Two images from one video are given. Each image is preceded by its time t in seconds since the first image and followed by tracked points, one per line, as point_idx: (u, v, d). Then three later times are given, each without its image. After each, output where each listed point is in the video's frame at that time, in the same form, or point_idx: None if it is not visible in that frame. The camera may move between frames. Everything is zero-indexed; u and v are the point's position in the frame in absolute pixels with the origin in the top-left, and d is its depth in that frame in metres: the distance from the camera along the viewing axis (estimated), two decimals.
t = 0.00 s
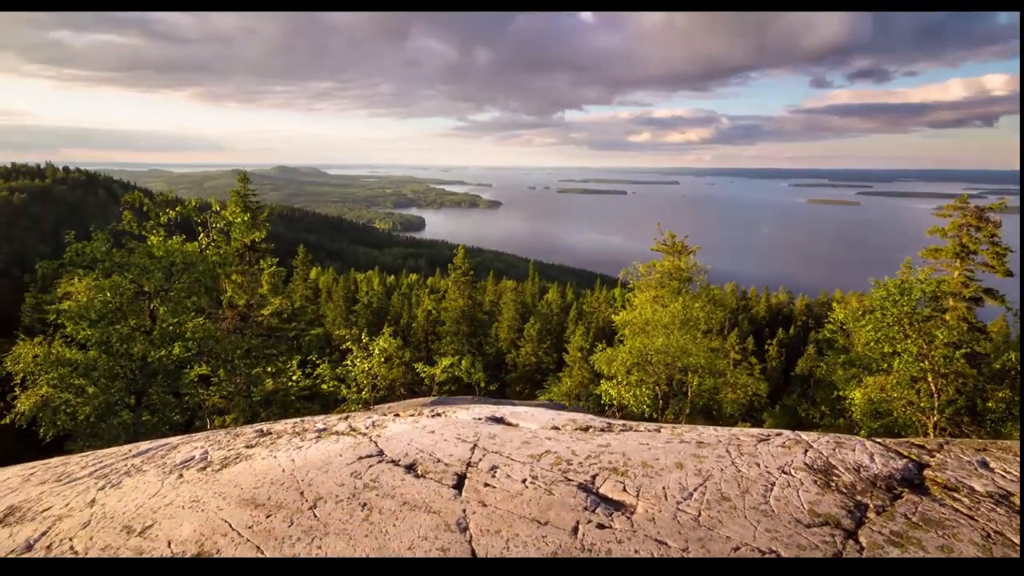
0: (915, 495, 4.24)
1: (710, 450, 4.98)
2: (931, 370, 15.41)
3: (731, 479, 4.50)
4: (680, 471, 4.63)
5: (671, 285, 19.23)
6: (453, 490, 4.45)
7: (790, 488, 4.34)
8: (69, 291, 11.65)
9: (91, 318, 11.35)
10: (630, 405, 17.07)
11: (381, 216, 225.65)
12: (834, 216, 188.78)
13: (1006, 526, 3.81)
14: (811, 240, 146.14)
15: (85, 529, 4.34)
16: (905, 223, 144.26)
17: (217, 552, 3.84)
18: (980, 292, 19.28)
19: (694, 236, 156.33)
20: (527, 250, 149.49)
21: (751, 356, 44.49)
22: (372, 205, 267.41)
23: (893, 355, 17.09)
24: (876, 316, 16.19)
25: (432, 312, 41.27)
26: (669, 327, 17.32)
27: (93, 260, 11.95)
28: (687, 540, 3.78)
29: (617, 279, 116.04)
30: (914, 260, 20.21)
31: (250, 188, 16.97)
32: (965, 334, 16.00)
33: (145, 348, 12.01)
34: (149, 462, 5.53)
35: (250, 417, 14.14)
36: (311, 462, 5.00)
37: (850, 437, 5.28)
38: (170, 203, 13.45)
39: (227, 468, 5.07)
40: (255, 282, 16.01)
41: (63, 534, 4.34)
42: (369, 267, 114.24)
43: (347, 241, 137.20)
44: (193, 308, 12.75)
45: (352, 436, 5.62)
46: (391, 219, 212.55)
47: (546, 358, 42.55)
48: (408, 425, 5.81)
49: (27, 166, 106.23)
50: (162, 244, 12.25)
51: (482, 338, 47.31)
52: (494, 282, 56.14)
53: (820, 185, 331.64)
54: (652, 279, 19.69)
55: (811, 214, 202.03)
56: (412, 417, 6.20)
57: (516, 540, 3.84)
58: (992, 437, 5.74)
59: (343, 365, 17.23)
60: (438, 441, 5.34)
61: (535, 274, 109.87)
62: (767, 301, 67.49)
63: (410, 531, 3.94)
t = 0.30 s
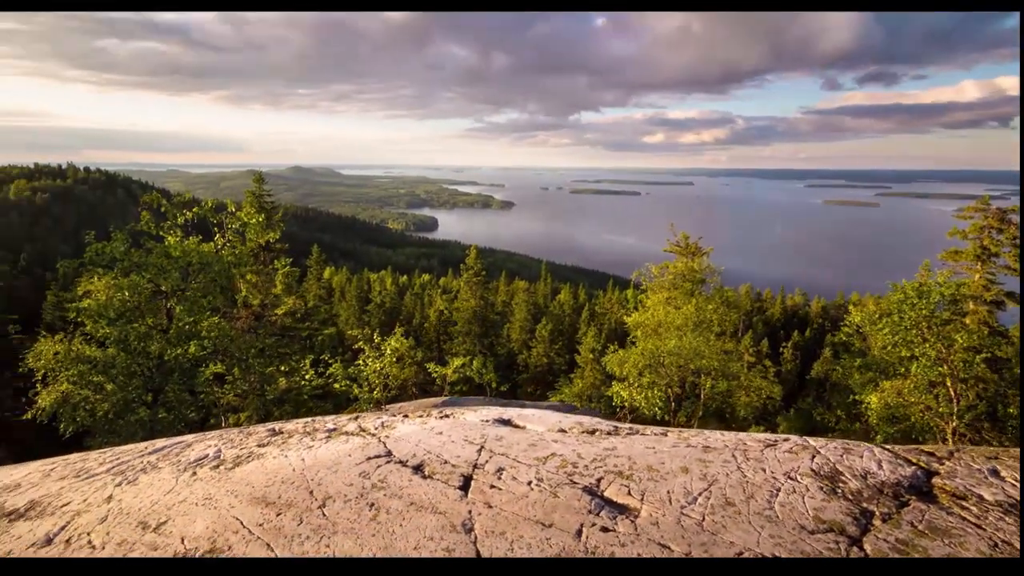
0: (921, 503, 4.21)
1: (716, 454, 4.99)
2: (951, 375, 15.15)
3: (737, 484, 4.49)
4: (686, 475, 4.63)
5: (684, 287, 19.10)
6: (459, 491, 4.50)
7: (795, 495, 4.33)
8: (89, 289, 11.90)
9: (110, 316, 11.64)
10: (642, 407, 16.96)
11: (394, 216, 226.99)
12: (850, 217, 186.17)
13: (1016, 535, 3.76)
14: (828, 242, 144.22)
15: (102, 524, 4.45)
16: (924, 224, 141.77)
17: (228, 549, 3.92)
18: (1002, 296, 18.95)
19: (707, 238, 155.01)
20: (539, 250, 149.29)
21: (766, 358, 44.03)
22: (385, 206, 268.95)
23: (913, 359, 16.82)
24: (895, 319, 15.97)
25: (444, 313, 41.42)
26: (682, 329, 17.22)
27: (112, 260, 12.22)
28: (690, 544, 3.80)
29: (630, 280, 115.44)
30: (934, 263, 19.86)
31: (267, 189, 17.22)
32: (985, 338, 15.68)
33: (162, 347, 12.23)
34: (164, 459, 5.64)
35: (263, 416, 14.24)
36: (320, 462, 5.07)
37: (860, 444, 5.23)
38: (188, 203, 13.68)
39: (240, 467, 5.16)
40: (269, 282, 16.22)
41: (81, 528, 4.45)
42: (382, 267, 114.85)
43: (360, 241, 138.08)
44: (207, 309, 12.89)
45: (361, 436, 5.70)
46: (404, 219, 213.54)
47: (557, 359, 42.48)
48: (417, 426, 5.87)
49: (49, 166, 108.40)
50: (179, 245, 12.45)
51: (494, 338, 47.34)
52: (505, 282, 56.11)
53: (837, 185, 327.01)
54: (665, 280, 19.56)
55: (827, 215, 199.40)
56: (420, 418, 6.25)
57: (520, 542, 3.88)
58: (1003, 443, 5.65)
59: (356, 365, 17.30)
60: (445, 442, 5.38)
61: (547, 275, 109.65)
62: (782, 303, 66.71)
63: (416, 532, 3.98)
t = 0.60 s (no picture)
0: (927, 510, 4.19)
1: (722, 458, 4.98)
2: (968, 380, 14.92)
3: (741, 488, 4.48)
4: (691, 479, 4.63)
5: (696, 288, 18.90)
6: (465, 492, 4.54)
7: (800, 500, 4.31)
8: (106, 289, 12.11)
9: (126, 316, 11.84)
10: (652, 409, 16.86)
11: (405, 216, 227.98)
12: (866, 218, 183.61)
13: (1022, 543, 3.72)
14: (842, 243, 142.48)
15: (116, 520, 4.55)
16: (942, 225, 139.43)
17: (238, 546, 3.99)
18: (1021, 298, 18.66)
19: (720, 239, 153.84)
20: (550, 251, 149.12)
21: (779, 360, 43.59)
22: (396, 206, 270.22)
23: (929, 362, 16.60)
24: (911, 322, 15.77)
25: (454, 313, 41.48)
26: (694, 332, 17.07)
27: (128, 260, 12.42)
28: (693, 548, 3.81)
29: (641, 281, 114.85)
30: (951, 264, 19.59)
31: (279, 189, 17.34)
32: (1003, 342, 15.42)
33: (176, 345, 12.40)
34: (177, 457, 5.74)
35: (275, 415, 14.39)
36: (329, 462, 5.14)
37: (867, 449, 5.21)
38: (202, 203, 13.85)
39: (250, 466, 5.24)
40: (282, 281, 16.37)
41: (97, 524, 4.56)
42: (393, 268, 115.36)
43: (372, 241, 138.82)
44: (220, 308, 13.05)
45: (369, 436, 5.76)
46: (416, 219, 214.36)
47: (568, 359, 42.37)
48: (424, 427, 5.92)
49: (67, 166, 110.24)
50: (193, 246, 12.62)
51: (504, 339, 47.33)
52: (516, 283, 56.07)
53: (853, 186, 322.86)
54: (676, 281, 19.36)
55: (842, 216, 196.86)
56: (428, 419, 6.31)
57: (523, 544, 3.91)
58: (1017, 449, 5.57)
59: (367, 364, 17.38)
60: (452, 444, 5.43)
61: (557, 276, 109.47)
62: (795, 305, 65.98)
63: (421, 532, 4.03)
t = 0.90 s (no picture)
0: (935, 518, 4.16)
1: (728, 463, 4.97)
2: (988, 385, 14.66)
3: (746, 493, 4.48)
4: (696, 483, 4.63)
5: (709, 290, 18.74)
6: (472, 493, 4.58)
7: (805, 505, 4.30)
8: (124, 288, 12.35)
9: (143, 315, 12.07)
10: (664, 412, 16.78)
11: (418, 216, 229.04)
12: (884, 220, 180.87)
13: None
14: (859, 244, 140.40)
15: (133, 516, 4.66)
16: (962, 227, 136.96)
17: (250, 544, 4.07)
18: None
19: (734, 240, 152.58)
20: (562, 252, 148.96)
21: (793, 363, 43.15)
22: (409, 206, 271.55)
23: (948, 367, 16.35)
24: (928, 326, 15.55)
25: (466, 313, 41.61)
26: (706, 334, 16.96)
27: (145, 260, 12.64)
28: (697, 554, 3.82)
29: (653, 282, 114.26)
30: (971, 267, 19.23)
31: (292, 190, 17.49)
32: None
33: (191, 344, 12.60)
34: (191, 455, 5.86)
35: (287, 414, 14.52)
36: (338, 462, 5.20)
37: (875, 456, 5.16)
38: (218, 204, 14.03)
39: (262, 465, 5.33)
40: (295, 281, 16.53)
41: (114, 519, 4.67)
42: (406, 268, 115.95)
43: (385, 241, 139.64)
44: (234, 308, 13.23)
45: (378, 437, 5.83)
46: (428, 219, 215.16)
47: (579, 360, 42.33)
48: (432, 428, 5.97)
49: (87, 166, 112.27)
50: (208, 246, 12.79)
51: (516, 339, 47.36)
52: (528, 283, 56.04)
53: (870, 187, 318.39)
54: (688, 283, 19.19)
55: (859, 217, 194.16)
56: (437, 420, 6.37)
57: (528, 546, 3.94)
58: None
59: (378, 364, 17.48)
60: (459, 445, 5.47)
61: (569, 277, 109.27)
62: (811, 307, 65.19)
63: (428, 532, 4.08)
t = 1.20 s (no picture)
0: (944, 527, 4.12)
1: (735, 469, 4.96)
2: (1012, 391, 14.30)
3: (753, 499, 4.47)
4: (702, 488, 4.63)
5: (724, 292, 18.54)
6: (479, 495, 4.63)
7: (812, 512, 4.29)
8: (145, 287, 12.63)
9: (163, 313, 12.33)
10: (678, 414, 16.68)
11: (432, 216, 230.09)
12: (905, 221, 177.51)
13: None
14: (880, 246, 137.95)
15: (151, 511, 4.79)
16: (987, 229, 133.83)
17: (261, 541, 4.17)
18: None
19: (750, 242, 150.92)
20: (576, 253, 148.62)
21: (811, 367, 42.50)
22: (424, 207, 272.87)
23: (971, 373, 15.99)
24: (950, 331, 15.21)
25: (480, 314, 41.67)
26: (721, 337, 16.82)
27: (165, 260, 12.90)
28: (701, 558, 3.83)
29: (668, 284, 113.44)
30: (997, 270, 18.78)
31: (308, 191, 17.68)
32: None
33: (209, 343, 12.85)
34: (207, 453, 5.99)
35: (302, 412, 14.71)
36: (348, 461, 5.29)
37: (885, 463, 5.11)
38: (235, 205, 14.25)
39: (275, 463, 5.43)
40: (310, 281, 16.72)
41: (133, 514, 4.81)
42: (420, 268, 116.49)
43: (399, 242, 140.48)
44: (250, 307, 13.44)
45: (388, 437, 5.90)
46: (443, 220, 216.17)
47: (593, 362, 42.20)
48: (442, 430, 6.03)
49: (110, 167, 114.65)
50: (226, 247, 13.01)
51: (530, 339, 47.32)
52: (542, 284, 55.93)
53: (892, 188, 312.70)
54: (703, 285, 19.00)
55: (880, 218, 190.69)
56: (447, 421, 6.43)
57: (533, 548, 3.98)
58: None
59: (392, 364, 17.61)
60: (468, 447, 5.52)
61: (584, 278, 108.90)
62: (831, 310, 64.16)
63: (436, 532, 4.15)
